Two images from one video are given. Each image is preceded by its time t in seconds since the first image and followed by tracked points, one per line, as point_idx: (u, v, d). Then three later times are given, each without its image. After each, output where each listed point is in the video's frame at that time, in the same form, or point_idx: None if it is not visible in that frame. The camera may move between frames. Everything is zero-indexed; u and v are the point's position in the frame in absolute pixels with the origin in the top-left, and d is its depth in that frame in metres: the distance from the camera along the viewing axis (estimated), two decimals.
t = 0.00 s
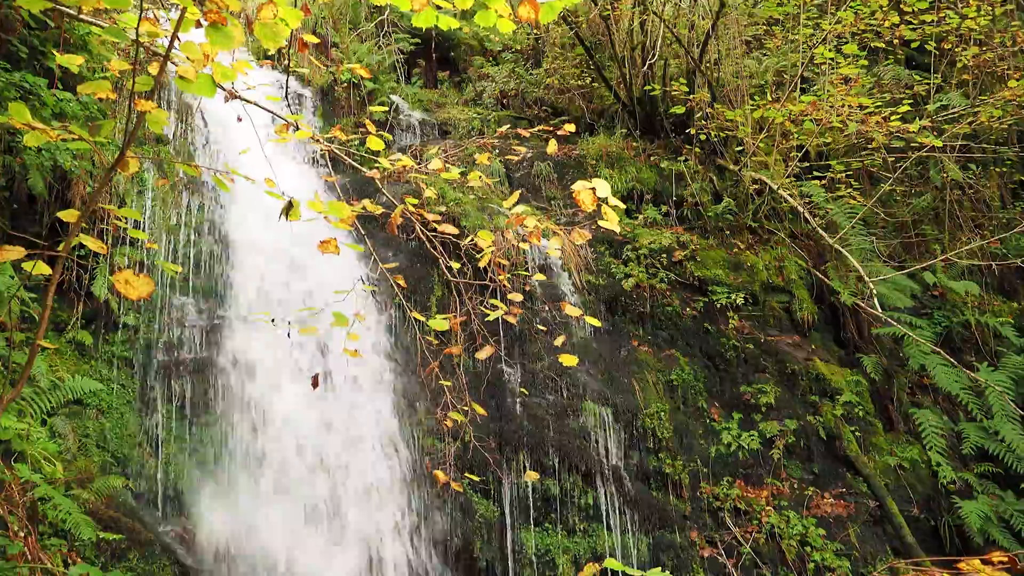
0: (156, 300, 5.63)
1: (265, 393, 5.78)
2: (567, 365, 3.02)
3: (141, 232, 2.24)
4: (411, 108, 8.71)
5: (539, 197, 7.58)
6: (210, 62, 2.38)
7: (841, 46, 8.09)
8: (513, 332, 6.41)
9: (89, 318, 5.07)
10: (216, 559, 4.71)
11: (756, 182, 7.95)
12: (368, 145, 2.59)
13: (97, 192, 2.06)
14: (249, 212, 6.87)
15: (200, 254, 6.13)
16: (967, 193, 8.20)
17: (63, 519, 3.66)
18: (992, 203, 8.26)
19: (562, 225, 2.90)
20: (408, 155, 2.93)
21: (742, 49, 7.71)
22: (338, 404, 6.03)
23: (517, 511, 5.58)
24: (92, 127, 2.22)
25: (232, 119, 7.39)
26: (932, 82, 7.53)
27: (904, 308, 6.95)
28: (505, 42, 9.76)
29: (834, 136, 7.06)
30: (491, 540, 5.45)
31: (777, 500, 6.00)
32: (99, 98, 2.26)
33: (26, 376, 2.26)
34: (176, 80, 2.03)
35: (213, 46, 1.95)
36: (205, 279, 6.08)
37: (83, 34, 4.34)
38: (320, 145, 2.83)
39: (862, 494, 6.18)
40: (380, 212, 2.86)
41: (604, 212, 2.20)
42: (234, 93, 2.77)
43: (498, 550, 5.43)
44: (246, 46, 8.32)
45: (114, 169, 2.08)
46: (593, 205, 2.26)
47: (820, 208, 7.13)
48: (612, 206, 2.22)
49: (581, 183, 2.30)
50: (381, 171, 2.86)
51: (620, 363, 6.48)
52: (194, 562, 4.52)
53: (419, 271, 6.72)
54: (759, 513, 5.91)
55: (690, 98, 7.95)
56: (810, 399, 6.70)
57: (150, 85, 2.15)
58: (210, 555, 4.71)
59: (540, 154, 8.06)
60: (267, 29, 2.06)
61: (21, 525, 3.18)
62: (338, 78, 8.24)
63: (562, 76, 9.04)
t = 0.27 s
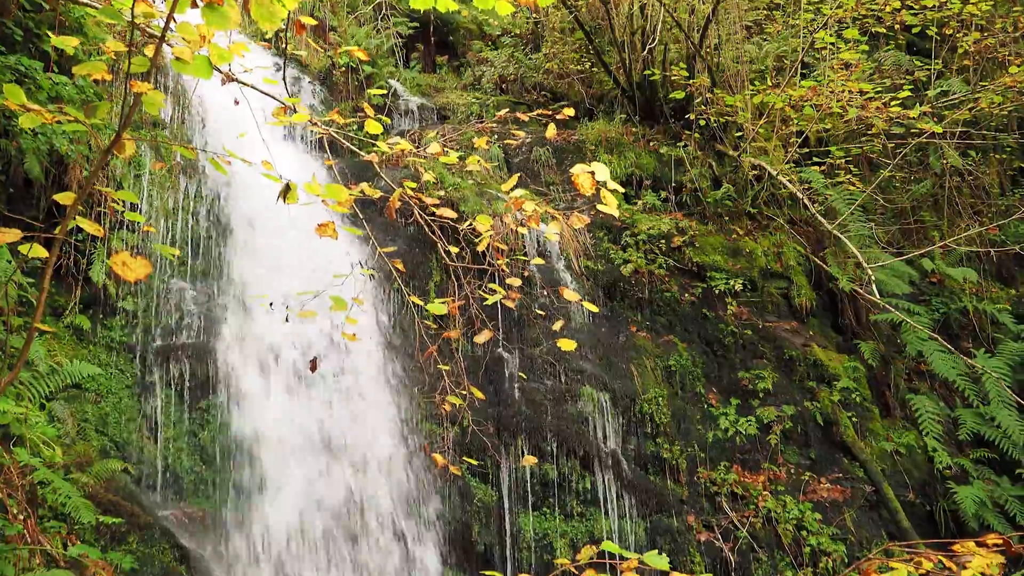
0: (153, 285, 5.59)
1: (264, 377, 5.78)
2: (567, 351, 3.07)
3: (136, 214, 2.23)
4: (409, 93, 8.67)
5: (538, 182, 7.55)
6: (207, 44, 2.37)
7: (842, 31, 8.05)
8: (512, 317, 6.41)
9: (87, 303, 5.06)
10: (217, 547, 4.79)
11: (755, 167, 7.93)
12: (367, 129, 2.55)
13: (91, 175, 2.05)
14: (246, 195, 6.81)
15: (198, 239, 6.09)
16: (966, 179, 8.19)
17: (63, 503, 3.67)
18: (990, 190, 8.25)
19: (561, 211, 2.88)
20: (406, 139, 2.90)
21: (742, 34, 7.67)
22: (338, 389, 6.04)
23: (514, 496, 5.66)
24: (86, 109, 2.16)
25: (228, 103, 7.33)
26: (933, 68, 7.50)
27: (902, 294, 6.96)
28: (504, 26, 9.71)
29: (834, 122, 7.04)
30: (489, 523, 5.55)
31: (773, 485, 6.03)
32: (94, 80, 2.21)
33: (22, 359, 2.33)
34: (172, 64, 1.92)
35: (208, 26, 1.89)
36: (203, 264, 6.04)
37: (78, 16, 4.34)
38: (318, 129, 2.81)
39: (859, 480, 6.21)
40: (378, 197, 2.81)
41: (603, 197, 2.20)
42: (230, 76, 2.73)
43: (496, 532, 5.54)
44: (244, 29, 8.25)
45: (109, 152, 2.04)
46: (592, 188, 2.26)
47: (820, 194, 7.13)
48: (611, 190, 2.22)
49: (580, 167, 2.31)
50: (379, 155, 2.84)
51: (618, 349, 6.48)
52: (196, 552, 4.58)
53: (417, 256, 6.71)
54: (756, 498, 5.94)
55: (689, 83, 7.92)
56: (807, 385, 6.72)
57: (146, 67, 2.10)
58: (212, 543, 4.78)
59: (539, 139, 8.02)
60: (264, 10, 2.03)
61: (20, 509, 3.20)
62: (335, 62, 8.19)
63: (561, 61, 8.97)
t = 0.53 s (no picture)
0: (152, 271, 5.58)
1: (264, 365, 5.78)
2: (562, 336, 2.92)
3: (135, 197, 2.14)
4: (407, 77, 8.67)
5: (536, 167, 7.52)
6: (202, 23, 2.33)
7: (842, 16, 8.02)
8: (510, 302, 6.42)
9: (85, 288, 5.05)
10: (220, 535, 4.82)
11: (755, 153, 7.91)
12: (363, 112, 2.48)
13: (86, 158, 2.01)
14: (243, 179, 6.77)
15: (196, 224, 6.08)
16: (966, 166, 8.17)
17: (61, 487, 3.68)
18: (990, 177, 8.24)
19: (560, 196, 2.83)
20: (404, 122, 2.80)
21: (742, 19, 7.64)
22: (337, 376, 6.07)
23: (512, 481, 5.72)
24: (81, 90, 2.00)
25: (225, 86, 7.29)
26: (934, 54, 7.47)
27: (900, 281, 6.96)
28: (503, 11, 9.65)
29: (834, 108, 7.02)
30: (487, 508, 5.61)
31: (770, 470, 6.07)
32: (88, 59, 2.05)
33: (20, 344, 2.17)
34: (167, 44, 1.82)
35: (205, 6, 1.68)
36: (201, 249, 6.02)
37: None
38: (316, 113, 2.74)
39: (855, 465, 6.24)
40: (375, 180, 2.76)
41: (601, 181, 2.16)
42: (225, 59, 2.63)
43: (494, 517, 5.59)
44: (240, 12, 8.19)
45: (105, 136, 1.96)
46: (592, 172, 2.26)
47: (819, 180, 7.12)
48: (610, 174, 2.19)
49: (579, 151, 2.29)
50: (376, 140, 2.77)
51: (616, 335, 6.50)
52: (200, 540, 4.60)
53: (415, 241, 6.71)
54: (753, 483, 5.98)
55: (689, 68, 7.89)
56: (805, 371, 6.72)
57: (141, 46, 1.93)
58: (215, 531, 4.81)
59: (537, 124, 7.99)
60: None
61: (20, 492, 3.22)
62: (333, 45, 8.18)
63: (561, 45, 8.91)
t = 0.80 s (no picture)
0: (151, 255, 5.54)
1: (262, 350, 5.81)
2: (561, 320, 2.62)
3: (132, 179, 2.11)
4: (405, 62, 8.64)
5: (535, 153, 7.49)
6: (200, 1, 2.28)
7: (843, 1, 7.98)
8: (508, 287, 6.44)
9: (82, 272, 5.01)
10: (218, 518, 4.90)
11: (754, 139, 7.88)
12: (361, 96, 2.44)
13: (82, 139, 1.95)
14: (240, 162, 6.71)
15: (194, 207, 6.00)
16: (965, 153, 8.14)
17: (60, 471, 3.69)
18: (989, 164, 8.22)
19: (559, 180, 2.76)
20: (402, 105, 2.77)
21: (743, 3, 7.61)
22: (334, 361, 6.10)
23: (511, 466, 5.76)
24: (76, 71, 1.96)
25: (221, 68, 7.25)
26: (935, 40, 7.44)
27: (898, 267, 6.96)
28: None
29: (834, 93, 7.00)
30: (484, 493, 5.67)
31: (767, 456, 6.10)
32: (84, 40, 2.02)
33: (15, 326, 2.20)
34: (163, 23, 1.79)
35: None
36: (199, 233, 5.97)
37: None
38: (313, 96, 2.69)
39: (852, 451, 6.26)
40: (373, 164, 2.66)
41: (599, 164, 2.14)
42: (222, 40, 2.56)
43: (491, 502, 5.66)
44: None
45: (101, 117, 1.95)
46: (590, 155, 2.22)
47: (818, 166, 7.11)
48: (608, 157, 2.17)
49: (578, 134, 2.24)
50: (374, 122, 2.76)
51: (614, 320, 6.52)
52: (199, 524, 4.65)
53: (414, 226, 6.74)
54: (750, 468, 6.02)
55: (689, 53, 7.86)
56: (803, 357, 6.73)
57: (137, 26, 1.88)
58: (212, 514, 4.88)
59: (536, 109, 7.95)
60: None
61: (19, 476, 3.21)
62: (331, 29, 8.21)
63: (560, 30, 8.87)
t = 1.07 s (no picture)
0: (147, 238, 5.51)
1: (259, 332, 5.80)
2: (558, 302, 2.77)
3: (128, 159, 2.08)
4: (404, 45, 8.59)
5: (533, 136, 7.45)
6: None
7: None
8: (507, 271, 6.45)
9: (78, 255, 4.99)
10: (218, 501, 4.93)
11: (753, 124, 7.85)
12: (358, 77, 2.45)
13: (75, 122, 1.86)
14: (236, 143, 6.66)
15: (189, 190, 5.98)
16: (965, 139, 8.11)
17: (58, 453, 3.69)
18: (988, 150, 8.20)
19: (557, 164, 2.76)
20: (400, 88, 2.79)
21: None
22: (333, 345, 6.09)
23: (508, 450, 5.79)
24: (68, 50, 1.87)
25: (217, 48, 7.19)
26: (936, 25, 7.40)
27: (895, 253, 6.97)
28: None
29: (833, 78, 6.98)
30: (482, 477, 5.70)
31: (763, 440, 6.13)
32: (76, 18, 1.92)
33: (11, 307, 2.10)
34: (157, 3, 1.74)
35: None
36: (195, 217, 5.94)
37: None
38: (312, 78, 2.68)
39: (847, 436, 6.30)
40: (371, 146, 2.70)
41: (597, 147, 2.14)
42: (218, 19, 2.51)
43: (488, 486, 5.69)
44: None
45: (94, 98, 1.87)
46: (589, 138, 2.23)
47: (817, 151, 7.10)
48: (605, 141, 2.17)
49: (576, 118, 2.28)
50: (372, 105, 2.76)
51: (612, 305, 6.54)
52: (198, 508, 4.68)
53: (412, 210, 6.72)
54: (746, 452, 6.06)
55: (689, 37, 7.82)
56: (800, 342, 6.75)
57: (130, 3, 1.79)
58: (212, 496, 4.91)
59: (535, 93, 7.91)
60: None
61: (16, 458, 3.21)
62: (328, 10, 8.09)
63: (559, 13, 8.80)
